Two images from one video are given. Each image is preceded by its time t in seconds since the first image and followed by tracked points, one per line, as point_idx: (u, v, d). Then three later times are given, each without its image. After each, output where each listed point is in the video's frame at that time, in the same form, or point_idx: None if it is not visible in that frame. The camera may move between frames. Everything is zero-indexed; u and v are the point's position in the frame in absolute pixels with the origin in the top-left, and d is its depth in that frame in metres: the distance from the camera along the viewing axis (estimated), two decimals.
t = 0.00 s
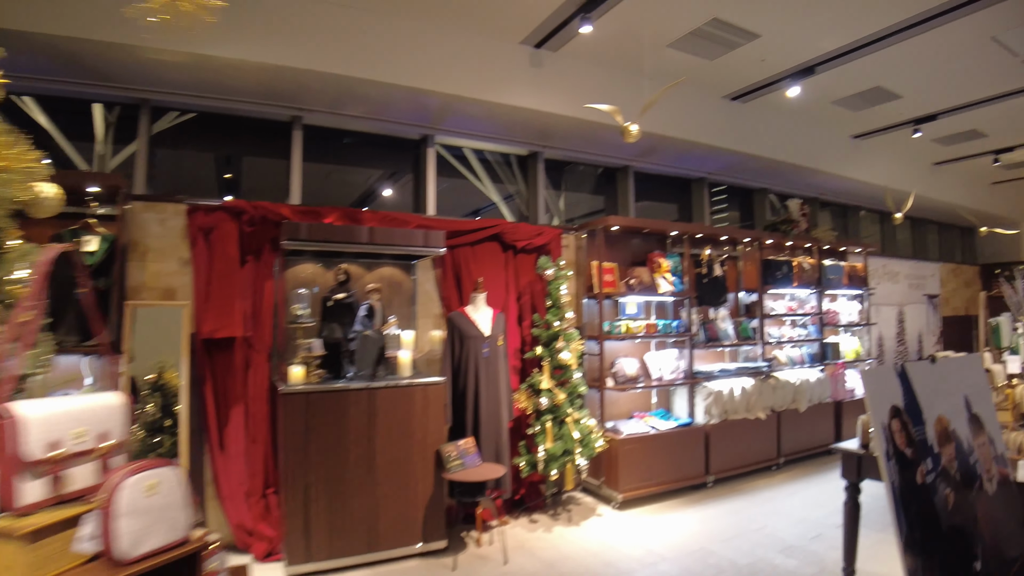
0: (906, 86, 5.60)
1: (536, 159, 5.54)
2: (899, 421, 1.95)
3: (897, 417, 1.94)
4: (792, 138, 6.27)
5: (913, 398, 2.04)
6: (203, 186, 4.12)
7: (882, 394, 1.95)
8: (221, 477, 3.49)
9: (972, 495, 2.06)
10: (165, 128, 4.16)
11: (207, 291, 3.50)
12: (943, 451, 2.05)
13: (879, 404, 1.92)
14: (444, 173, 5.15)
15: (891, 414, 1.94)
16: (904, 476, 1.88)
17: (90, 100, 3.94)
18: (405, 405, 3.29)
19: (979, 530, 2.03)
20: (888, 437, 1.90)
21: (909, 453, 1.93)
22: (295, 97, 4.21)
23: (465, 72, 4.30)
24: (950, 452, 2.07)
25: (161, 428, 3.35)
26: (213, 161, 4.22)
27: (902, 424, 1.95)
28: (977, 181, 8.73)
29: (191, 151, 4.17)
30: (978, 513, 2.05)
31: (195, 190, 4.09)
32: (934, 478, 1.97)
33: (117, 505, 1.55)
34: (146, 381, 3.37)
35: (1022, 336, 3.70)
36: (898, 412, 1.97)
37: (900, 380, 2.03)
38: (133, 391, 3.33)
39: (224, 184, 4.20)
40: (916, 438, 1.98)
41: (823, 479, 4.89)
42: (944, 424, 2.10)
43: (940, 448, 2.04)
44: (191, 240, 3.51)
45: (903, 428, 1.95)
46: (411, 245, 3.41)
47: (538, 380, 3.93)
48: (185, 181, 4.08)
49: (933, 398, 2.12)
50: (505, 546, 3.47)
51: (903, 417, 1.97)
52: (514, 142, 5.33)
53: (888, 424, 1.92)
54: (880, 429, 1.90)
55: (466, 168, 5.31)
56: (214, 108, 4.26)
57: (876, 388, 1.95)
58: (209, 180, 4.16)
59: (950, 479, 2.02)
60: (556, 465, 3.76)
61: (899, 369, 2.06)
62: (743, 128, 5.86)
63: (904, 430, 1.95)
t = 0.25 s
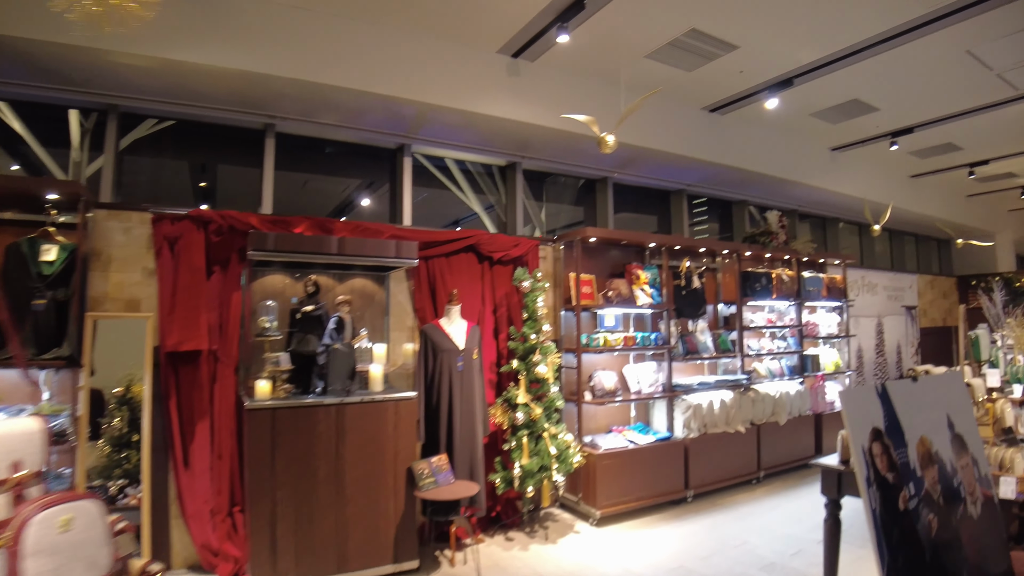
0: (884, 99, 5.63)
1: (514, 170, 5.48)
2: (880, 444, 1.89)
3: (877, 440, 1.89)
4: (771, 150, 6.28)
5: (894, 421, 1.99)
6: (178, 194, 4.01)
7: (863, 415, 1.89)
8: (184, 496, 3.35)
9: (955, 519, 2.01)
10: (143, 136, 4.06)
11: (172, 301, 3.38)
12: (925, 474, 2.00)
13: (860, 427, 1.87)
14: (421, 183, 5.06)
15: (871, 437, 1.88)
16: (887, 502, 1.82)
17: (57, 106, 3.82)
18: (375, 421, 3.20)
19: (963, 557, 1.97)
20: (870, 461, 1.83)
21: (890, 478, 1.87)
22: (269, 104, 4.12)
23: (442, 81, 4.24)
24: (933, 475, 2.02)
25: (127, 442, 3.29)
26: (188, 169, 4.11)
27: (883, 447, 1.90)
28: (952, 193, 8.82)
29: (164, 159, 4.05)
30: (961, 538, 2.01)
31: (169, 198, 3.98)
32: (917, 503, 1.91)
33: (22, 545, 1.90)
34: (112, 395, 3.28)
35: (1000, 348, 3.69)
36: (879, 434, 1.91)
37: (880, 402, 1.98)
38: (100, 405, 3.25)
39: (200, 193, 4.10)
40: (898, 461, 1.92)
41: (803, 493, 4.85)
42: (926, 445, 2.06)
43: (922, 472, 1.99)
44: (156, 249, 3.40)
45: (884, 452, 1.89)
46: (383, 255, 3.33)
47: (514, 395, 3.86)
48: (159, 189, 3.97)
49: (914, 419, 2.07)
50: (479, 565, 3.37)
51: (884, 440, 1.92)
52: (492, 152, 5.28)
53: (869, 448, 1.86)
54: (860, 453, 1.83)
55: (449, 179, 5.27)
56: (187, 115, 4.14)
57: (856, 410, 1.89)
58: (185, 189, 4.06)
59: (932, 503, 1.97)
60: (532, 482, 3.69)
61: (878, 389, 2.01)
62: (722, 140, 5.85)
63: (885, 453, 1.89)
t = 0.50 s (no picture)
0: (868, 111, 5.65)
1: (500, 180, 5.45)
2: (865, 463, 1.85)
3: (863, 460, 1.85)
4: (757, 162, 6.29)
5: (880, 438, 1.95)
6: (160, 203, 3.94)
7: (848, 434, 1.85)
8: (159, 512, 3.25)
9: (942, 539, 1.97)
10: (130, 143, 4.00)
11: (149, 311, 3.30)
12: (911, 493, 1.97)
13: (846, 446, 1.82)
14: (406, 193, 5.01)
15: (857, 455, 1.84)
16: (874, 524, 1.77)
17: (35, 113, 3.75)
18: (355, 436, 3.14)
19: None
20: (856, 481, 1.79)
21: (875, 499, 1.82)
22: (251, 112, 4.07)
23: (426, 90, 4.21)
24: (919, 494, 1.98)
25: (104, 455, 3.22)
26: (171, 178, 4.05)
27: (869, 466, 1.85)
28: (937, 205, 8.87)
29: (146, 167, 3.98)
30: (948, 558, 1.97)
31: (150, 208, 3.91)
32: (904, 524, 1.87)
33: None
34: (89, 407, 3.19)
35: (986, 361, 3.67)
36: (864, 453, 1.87)
37: (866, 418, 1.94)
38: (77, 417, 3.15)
39: (184, 203, 4.03)
40: (884, 481, 1.88)
41: (791, 506, 4.81)
42: (912, 464, 2.02)
43: (908, 492, 1.95)
44: (133, 259, 3.32)
45: (869, 471, 1.85)
46: (363, 266, 3.28)
47: (497, 408, 3.80)
48: (140, 198, 3.90)
49: (900, 437, 2.04)
50: None
51: (870, 459, 1.87)
52: (478, 162, 5.25)
53: (855, 468, 1.82)
54: (845, 473, 1.79)
55: (438, 190, 5.22)
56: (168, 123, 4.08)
57: (841, 428, 1.84)
58: (167, 198, 3.99)
59: (919, 524, 1.93)
60: (515, 497, 3.63)
61: (864, 406, 1.97)
62: (708, 151, 5.86)
63: (871, 473, 1.85)
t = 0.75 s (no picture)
0: (858, 119, 5.67)
1: (491, 187, 5.43)
2: (858, 470, 1.83)
3: (856, 467, 1.82)
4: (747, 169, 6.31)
5: (873, 445, 1.93)
6: (148, 209, 3.89)
7: (841, 440, 1.83)
8: (142, 520, 3.19)
9: (937, 547, 1.95)
10: (120, 149, 3.96)
11: (132, 317, 3.25)
12: (905, 501, 1.95)
13: (839, 452, 1.80)
14: (396, 199, 4.98)
15: (849, 462, 1.82)
16: (868, 532, 1.75)
17: (19, 116, 3.70)
18: (341, 443, 3.09)
19: None
20: (849, 488, 1.77)
21: (870, 507, 1.80)
22: (240, 116, 4.04)
23: (417, 95, 4.19)
24: (913, 501, 1.97)
25: (88, 463, 3.11)
26: (161, 183, 4.00)
27: (862, 473, 1.83)
28: (925, 213, 8.92)
29: (133, 172, 3.93)
30: (943, 566, 1.95)
31: (138, 213, 3.86)
32: (898, 532, 1.85)
33: None
34: (73, 414, 3.10)
35: (976, 367, 3.67)
36: (857, 459, 1.85)
37: (859, 424, 1.92)
38: (61, 424, 3.07)
39: (172, 208, 3.99)
40: (878, 489, 1.86)
41: (782, 514, 4.78)
42: (906, 470, 2.00)
43: (902, 499, 1.93)
44: (117, 263, 3.27)
45: (863, 478, 1.83)
46: (351, 271, 3.24)
47: (486, 415, 3.76)
48: (127, 204, 3.84)
49: (893, 443, 2.02)
50: None
51: (863, 466, 1.85)
52: (469, 168, 5.23)
53: (848, 475, 1.79)
54: (838, 480, 1.77)
55: (430, 197, 5.18)
56: (155, 127, 4.03)
57: (834, 434, 1.82)
58: (155, 203, 3.94)
59: (914, 532, 1.91)
60: (505, 505, 3.59)
61: (857, 412, 1.95)
62: (699, 158, 5.87)
63: (864, 480, 1.83)
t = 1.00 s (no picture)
0: (851, 123, 5.69)
1: (484, 190, 5.41)
2: (855, 475, 1.81)
3: (853, 472, 1.81)
4: (739, 174, 6.32)
5: (869, 448, 1.92)
6: (138, 211, 3.85)
7: (837, 444, 1.81)
8: (129, 525, 3.15)
9: (934, 552, 1.93)
10: (112, 150, 3.91)
11: (120, 318, 3.21)
12: (902, 505, 1.93)
13: (835, 456, 1.78)
14: (389, 202, 4.95)
15: (846, 466, 1.80)
16: (865, 538, 1.73)
17: (7, 117, 3.65)
18: (332, 447, 3.06)
19: None
20: (846, 493, 1.75)
21: (866, 511, 1.78)
22: (232, 118, 4.01)
23: (410, 97, 4.17)
24: (910, 506, 1.95)
25: (76, 467, 3.08)
26: (152, 185, 3.96)
27: (858, 478, 1.81)
28: (917, 217, 8.95)
29: (124, 174, 3.89)
30: (940, 571, 1.93)
31: (127, 215, 3.82)
32: (895, 538, 1.83)
33: None
34: (61, 417, 3.06)
35: (969, 370, 3.68)
36: (853, 463, 1.83)
37: (855, 428, 1.91)
38: (49, 428, 3.03)
39: (164, 210, 3.94)
40: (874, 493, 1.84)
41: (776, 518, 4.76)
42: (901, 474, 1.99)
43: (898, 504, 1.91)
44: (106, 264, 3.24)
45: (859, 483, 1.81)
46: (342, 273, 3.22)
47: (479, 419, 3.74)
48: (117, 205, 3.80)
49: (889, 447, 2.01)
50: None
51: (859, 470, 1.84)
52: (462, 171, 5.21)
53: (845, 479, 1.78)
54: (835, 485, 1.75)
55: (422, 200, 5.15)
56: (146, 128, 3.99)
57: (830, 438, 1.80)
58: (145, 205, 3.90)
59: (911, 537, 1.89)
60: (497, 510, 3.57)
61: (853, 416, 1.94)
62: (692, 162, 5.87)
63: (860, 485, 1.81)
